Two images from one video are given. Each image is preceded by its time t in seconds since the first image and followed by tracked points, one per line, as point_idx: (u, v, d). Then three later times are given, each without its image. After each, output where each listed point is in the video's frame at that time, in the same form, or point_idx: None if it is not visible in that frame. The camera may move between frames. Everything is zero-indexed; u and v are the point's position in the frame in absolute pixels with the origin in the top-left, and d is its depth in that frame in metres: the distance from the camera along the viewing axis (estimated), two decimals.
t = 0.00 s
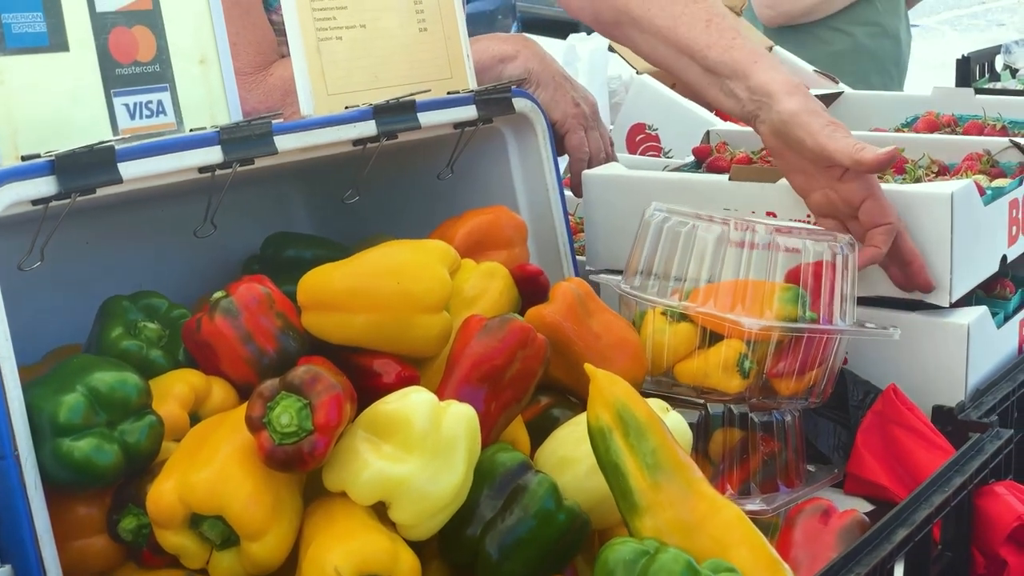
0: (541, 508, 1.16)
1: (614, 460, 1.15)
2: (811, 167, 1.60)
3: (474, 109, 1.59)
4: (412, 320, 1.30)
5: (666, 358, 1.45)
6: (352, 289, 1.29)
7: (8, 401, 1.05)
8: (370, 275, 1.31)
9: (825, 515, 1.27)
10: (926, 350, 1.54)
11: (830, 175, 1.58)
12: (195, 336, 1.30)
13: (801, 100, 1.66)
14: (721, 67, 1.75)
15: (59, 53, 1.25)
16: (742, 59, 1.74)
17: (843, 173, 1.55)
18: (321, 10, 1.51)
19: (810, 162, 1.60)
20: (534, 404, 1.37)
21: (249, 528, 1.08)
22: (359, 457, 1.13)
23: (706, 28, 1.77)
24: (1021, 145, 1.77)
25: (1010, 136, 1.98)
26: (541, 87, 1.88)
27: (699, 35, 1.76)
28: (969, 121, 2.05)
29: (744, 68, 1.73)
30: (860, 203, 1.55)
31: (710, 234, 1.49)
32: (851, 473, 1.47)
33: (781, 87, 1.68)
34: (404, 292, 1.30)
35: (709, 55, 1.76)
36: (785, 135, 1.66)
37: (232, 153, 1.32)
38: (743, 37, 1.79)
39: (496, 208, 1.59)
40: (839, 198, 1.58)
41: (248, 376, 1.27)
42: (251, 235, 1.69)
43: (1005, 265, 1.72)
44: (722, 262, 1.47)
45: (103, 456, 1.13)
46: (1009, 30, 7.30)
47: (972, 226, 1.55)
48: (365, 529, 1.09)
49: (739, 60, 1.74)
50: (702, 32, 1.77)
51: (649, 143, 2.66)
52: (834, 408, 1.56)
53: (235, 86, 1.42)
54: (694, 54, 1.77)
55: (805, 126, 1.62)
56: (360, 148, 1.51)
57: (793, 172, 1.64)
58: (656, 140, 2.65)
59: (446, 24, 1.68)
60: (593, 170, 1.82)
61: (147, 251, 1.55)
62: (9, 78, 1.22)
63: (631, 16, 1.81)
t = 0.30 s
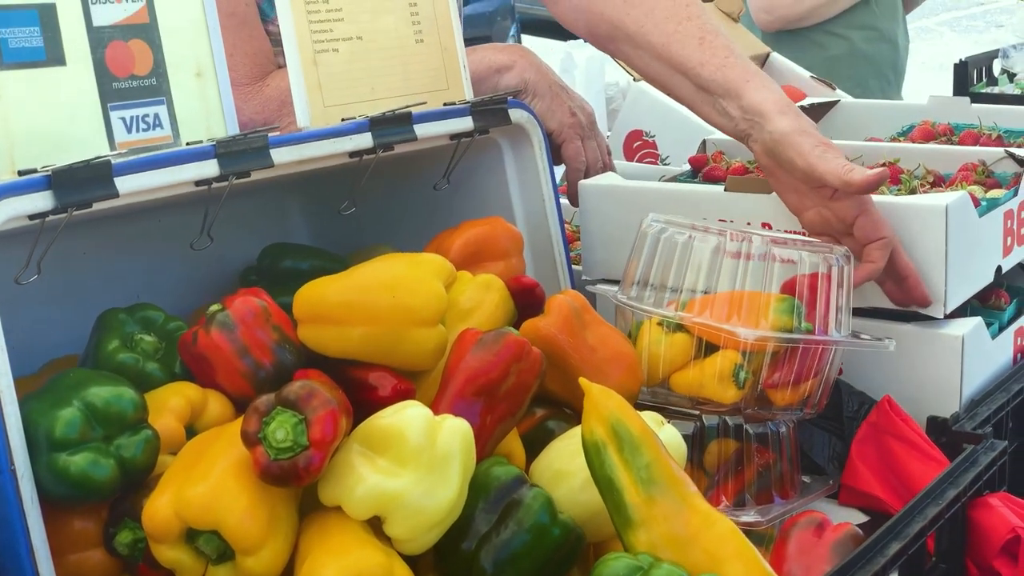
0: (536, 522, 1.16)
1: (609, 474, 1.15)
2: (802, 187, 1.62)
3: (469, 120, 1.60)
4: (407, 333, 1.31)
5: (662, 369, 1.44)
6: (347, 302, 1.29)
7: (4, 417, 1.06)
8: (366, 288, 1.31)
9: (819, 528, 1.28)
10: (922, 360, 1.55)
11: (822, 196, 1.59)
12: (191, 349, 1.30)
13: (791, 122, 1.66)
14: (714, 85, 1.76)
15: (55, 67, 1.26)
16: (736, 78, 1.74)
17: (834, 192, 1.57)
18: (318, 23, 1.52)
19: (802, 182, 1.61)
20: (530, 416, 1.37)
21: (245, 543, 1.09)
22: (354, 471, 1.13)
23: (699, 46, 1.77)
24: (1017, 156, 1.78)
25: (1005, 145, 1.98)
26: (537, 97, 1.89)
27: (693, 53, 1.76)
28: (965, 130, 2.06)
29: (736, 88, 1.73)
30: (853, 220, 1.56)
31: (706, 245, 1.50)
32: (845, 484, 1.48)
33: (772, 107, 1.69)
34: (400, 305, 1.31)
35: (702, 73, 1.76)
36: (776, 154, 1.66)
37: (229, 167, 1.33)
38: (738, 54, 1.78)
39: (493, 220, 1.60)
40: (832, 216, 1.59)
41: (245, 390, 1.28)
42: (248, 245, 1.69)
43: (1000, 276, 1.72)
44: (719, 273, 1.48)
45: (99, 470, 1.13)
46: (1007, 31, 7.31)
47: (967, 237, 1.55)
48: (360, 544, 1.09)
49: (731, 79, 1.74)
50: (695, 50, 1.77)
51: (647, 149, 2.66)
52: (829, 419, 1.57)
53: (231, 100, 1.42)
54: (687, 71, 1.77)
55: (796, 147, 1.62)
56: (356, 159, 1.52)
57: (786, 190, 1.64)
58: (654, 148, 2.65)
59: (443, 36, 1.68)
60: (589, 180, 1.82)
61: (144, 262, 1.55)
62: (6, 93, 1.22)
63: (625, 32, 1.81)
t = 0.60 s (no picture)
0: (533, 541, 1.17)
1: (605, 494, 1.16)
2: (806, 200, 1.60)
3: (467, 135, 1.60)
4: (404, 351, 1.31)
5: (661, 383, 1.44)
6: (344, 320, 1.30)
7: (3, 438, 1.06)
8: (363, 306, 1.32)
9: (815, 545, 1.27)
10: (921, 373, 1.55)
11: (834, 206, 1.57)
12: (190, 367, 1.30)
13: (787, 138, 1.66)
14: (710, 105, 1.76)
15: (54, 87, 1.26)
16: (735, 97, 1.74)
17: (840, 202, 1.56)
18: (315, 38, 1.53)
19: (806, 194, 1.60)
20: (528, 432, 1.37)
21: (242, 562, 1.09)
22: (351, 491, 1.14)
23: (696, 65, 1.77)
24: (1012, 168, 1.77)
25: (1002, 157, 1.99)
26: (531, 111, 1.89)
27: (690, 72, 1.76)
28: (962, 141, 2.06)
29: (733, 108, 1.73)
30: (861, 227, 1.55)
31: (704, 261, 1.50)
32: (842, 499, 1.47)
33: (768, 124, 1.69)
34: (396, 323, 1.32)
35: (699, 92, 1.76)
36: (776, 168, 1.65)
37: (226, 184, 1.33)
38: (733, 73, 1.78)
39: (490, 234, 1.61)
40: (840, 227, 1.58)
41: (243, 408, 1.28)
42: (247, 259, 1.70)
43: (997, 288, 1.73)
44: (718, 287, 1.48)
45: (97, 490, 1.14)
46: (1008, 34, 7.31)
47: (963, 251, 1.56)
48: (358, 563, 1.10)
49: (727, 97, 1.74)
50: (692, 69, 1.77)
51: (646, 158, 2.67)
52: (826, 433, 1.57)
53: (229, 116, 1.42)
54: (685, 90, 1.77)
55: (797, 160, 1.61)
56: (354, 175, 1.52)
57: (788, 208, 1.64)
58: (653, 157, 2.66)
59: (440, 49, 1.68)
60: (586, 193, 1.82)
61: (143, 278, 1.56)
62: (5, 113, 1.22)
63: (625, 49, 1.82)
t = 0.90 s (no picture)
0: (532, 553, 1.17)
1: (604, 507, 1.16)
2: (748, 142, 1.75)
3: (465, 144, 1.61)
4: (403, 362, 1.31)
5: (659, 397, 1.45)
6: (344, 332, 1.30)
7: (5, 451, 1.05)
8: (363, 318, 1.32)
9: (814, 557, 1.27)
10: (919, 383, 1.55)
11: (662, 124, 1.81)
12: (189, 378, 1.30)
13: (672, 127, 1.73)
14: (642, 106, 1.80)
15: (54, 99, 1.26)
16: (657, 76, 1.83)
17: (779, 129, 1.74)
18: (314, 49, 1.53)
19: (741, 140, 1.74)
20: (526, 443, 1.37)
21: None
22: (352, 504, 1.14)
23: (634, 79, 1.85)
24: (1011, 176, 1.76)
25: (1000, 165, 1.99)
26: (565, 98, 1.78)
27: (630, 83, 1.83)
28: (960, 149, 2.06)
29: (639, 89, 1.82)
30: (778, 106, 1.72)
31: (702, 272, 1.51)
32: (841, 510, 1.47)
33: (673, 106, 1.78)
34: (395, 335, 1.32)
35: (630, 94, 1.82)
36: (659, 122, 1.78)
37: (226, 196, 1.34)
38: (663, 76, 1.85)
39: (489, 244, 1.61)
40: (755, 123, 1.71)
41: (243, 419, 1.28)
42: (247, 268, 1.71)
43: (995, 298, 1.73)
44: (715, 296, 1.49)
45: (98, 502, 1.14)
46: (1007, 35, 7.31)
47: (961, 261, 1.56)
48: None
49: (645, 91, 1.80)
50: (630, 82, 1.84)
51: (645, 165, 2.71)
52: (826, 443, 1.57)
53: (229, 127, 1.42)
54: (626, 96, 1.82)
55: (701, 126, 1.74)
56: (353, 185, 1.53)
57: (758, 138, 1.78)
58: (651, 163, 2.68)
59: (439, 60, 1.69)
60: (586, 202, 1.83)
61: (143, 287, 1.56)
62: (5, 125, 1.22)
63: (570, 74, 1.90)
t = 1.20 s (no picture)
0: (532, 567, 1.18)
1: (604, 522, 1.16)
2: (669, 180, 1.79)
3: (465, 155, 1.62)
4: (404, 376, 1.32)
5: (659, 408, 1.45)
6: (345, 346, 1.31)
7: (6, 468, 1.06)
8: (364, 332, 1.33)
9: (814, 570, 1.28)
10: (918, 395, 1.56)
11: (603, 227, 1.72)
12: (190, 393, 1.31)
13: (637, 170, 1.81)
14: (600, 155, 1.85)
15: (55, 114, 1.27)
16: (621, 112, 1.90)
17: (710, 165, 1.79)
18: (315, 62, 1.53)
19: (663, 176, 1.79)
20: (526, 455, 1.38)
21: None
22: (352, 519, 1.14)
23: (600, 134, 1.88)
24: (1010, 187, 1.76)
25: (999, 174, 1.99)
26: (512, 259, 1.56)
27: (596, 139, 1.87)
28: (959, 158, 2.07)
29: (598, 129, 1.90)
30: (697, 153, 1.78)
31: (701, 284, 1.51)
32: (840, 521, 1.48)
33: (638, 145, 1.86)
34: (396, 348, 1.32)
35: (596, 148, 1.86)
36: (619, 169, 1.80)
37: (227, 210, 1.34)
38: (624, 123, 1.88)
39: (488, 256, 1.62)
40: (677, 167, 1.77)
41: (243, 433, 1.29)
42: (248, 279, 1.71)
43: (994, 308, 1.73)
44: (715, 307, 1.49)
45: (98, 518, 1.14)
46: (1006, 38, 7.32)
47: (959, 272, 1.57)
48: None
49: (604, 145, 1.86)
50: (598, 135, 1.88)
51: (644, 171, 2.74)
52: (824, 454, 1.57)
53: (229, 141, 1.43)
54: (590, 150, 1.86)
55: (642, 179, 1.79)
56: (353, 198, 1.53)
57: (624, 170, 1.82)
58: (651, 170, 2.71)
59: (439, 71, 1.69)
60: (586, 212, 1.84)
61: (144, 299, 1.57)
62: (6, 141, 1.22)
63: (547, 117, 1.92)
